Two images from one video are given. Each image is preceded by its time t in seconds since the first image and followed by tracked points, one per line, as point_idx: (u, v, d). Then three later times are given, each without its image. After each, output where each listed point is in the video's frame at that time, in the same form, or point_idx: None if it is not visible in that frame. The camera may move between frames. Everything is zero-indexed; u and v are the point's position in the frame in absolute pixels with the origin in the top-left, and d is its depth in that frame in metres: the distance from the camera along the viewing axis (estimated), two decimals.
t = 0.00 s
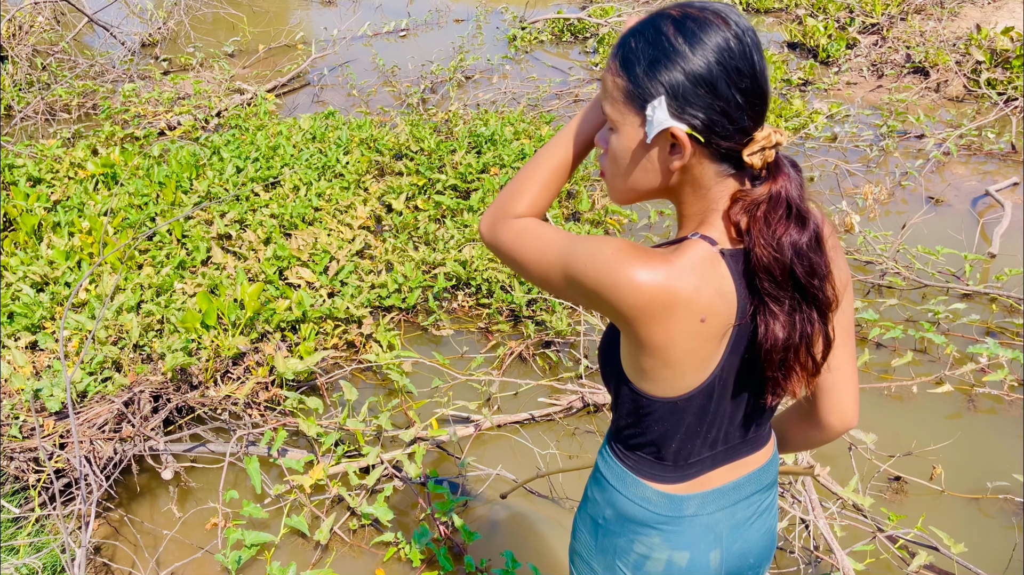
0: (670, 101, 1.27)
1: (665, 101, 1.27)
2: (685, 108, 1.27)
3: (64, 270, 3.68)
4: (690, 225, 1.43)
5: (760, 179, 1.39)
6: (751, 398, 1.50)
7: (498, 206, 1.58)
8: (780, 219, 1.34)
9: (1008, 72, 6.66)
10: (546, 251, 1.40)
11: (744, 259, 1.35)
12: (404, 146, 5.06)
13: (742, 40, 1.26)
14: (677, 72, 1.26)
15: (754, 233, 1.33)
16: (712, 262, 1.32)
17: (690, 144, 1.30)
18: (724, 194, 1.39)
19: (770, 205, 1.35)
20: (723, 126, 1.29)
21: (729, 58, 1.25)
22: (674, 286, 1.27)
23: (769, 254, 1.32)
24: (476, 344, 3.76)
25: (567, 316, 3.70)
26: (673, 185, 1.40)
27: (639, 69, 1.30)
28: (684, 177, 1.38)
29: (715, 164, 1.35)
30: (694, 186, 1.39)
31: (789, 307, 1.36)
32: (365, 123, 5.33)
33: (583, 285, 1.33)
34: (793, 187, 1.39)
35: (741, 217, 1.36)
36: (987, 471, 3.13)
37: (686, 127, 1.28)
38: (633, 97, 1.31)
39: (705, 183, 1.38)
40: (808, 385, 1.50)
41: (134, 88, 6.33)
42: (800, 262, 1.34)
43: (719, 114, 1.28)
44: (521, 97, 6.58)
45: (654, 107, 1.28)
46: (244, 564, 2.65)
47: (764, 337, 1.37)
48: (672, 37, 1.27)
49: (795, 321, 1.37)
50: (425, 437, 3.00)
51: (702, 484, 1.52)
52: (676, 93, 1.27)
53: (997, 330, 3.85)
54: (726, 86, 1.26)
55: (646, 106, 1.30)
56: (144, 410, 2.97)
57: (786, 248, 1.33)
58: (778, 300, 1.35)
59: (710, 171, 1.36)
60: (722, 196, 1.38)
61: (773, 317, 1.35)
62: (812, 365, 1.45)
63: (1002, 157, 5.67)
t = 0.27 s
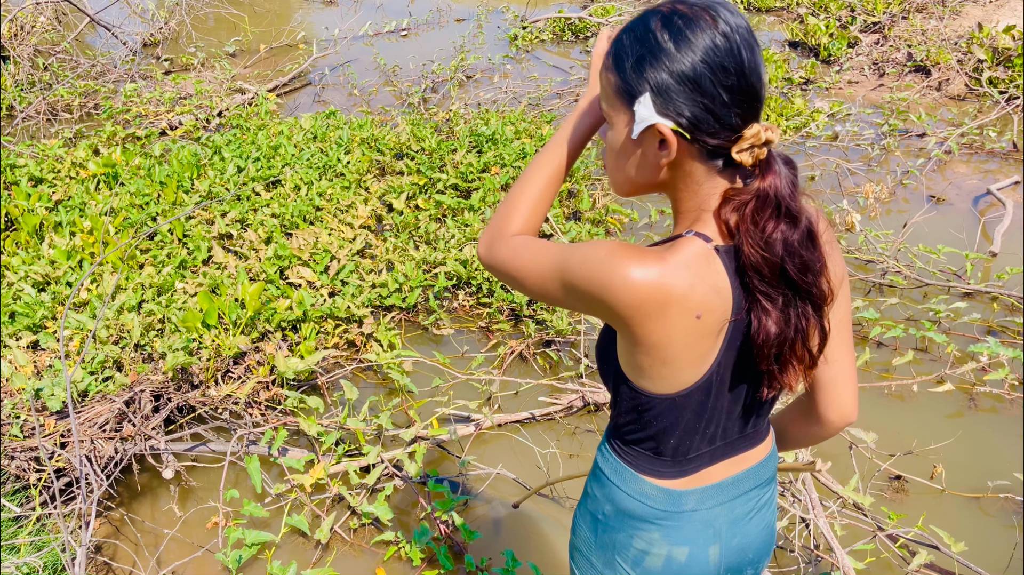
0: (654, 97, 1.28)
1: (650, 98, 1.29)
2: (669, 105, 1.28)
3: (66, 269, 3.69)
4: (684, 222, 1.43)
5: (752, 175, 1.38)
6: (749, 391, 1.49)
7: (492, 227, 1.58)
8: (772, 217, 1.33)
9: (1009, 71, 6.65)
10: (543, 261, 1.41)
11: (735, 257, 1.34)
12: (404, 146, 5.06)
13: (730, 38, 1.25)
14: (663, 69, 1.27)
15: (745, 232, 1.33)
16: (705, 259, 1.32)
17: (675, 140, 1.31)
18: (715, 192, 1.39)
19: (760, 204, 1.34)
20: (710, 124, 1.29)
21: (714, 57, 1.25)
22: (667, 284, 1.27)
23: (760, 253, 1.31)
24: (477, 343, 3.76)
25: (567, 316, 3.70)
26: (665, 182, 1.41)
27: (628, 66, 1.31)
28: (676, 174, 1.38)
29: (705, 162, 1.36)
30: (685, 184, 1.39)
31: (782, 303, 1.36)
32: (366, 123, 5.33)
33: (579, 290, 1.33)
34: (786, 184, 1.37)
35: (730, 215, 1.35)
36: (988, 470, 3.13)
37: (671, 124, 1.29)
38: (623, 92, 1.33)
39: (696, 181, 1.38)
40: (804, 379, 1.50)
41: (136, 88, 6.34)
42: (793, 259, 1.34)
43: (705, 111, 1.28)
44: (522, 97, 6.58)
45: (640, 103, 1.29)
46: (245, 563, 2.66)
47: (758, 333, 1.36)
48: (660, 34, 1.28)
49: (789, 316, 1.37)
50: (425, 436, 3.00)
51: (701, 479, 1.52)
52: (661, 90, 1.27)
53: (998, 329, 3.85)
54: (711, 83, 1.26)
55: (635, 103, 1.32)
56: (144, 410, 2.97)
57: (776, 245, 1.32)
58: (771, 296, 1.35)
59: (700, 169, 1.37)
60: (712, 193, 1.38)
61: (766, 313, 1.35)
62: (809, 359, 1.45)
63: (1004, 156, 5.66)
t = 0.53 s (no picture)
0: (647, 94, 1.30)
1: (643, 94, 1.30)
2: (660, 104, 1.29)
3: (67, 269, 3.69)
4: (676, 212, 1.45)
5: (742, 178, 1.37)
6: (747, 389, 1.49)
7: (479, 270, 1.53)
8: (758, 225, 1.32)
9: (1010, 70, 6.65)
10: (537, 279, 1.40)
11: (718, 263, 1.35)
12: (405, 146, 5.06)
13: (728, 43, 1.24)
14: (657, 67, 1.27)
15: (728, 239, 1.33)
16: (697, 259, 1.32)
17: (667, 138, 1.32)
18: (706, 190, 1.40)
19: (745, 212, 1.33)
20: (699, 127, 1.30)
21: (709, 61, 1.24)
22: (662, 282, 1.27)
23: (742, 259, 1.32)
24: (478, 343, 3.76)
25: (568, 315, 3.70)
26: (660, 177, 1.42)
27: (629, 59, 1.33)
28: (670, 168, 1.40)
29: (698, 161, 1.36)
30: (679, 180, 1.41)
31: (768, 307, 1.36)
32: (367, 122, 5.33)
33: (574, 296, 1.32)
34: (777, 191, 1.34)
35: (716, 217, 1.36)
36: (988, 469, 3.12)
37: (662, 121, 1.31)
38: (622, 84, 1.35)
39: (688, 177, 1.39)
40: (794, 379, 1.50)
41: (137, 88, 6.35)
42: (779, 265, 1.33)
43: (694, 114, 1.28)
44: (523, 96, 6.58)
45: (633, 99, 1.31)
46: (246, 562, 2.66)
47: (742, 336, 1.37)
48: (660, 32, 1.28)
49: (776, 318, 1.38)
50: (426, 436, 3.00)
51: (701, 478, 1.52)
52: (653, 88, 1.29)
53: (999, 328, 3.84)
54: (703, 87, 1.26)
55: (631, 97, 1.33)
56: (145, 410, 2.98)
57: (758, 254, 1.32)
58: (756, 300, 1.35)
59: (693, 166, 1.37)
60: (705, 192, 1.39)
61: (751, 317, 1.36)
62: (797, 361, 1.45)
63: (1005, 155, 5.66)
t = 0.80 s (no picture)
0: (648, 90, 1.30)
1: (644, 91, 1.30)
2: (661, 99, 1.29)
3: (66, 269, 3.69)
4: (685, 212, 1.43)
5: (748, 169, 1.36)
6: (745, 390, 1.49)
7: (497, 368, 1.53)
8: (762, 217, 1.32)
9: (1010, 69, 6.65)
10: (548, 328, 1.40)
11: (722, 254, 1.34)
12: (405, 145, 5.06)
13: (723, 35, 1.24)
14: (656, 64, 1.28)
15: (733, 232, 1.33)
16: (701, 255, 1.32)
17: (671, 133, 1.31)
18: (714, 186, 1.37)
19: (750, 203, 1.33)
20: (701, 119, 1.28)
21: (705, 54, 1.24)
22: (661, 282, 1.27)
23: (745, 250, 1.32)
24: (477, 342, 3.76)
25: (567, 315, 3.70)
26: (672, 175, 1.41)
27: (631, 60, 1.34)
28: (678, 166, 1.38)
29: (705, 156, 1.34)
30: (687, 178, 1.39)
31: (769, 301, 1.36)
32: (366, 122, 5.32)
33: (580, 322, 1.32)
34: (784, 185, 1.35)
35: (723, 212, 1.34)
36: (988, 468, 3.12)
37: (667, 116, 1.29)
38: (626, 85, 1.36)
39: (695, 173, 1.37)
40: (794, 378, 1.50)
41: (136, 88, 6.35)
42: (781, 258, 1.33)
43: (695, 106, 1.27)
44: (522, 96, 6.58)
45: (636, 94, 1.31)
46: (246, 562, 2.66)
47: (742, 330, 1.37)
48: (659, 28, 1.28)
49: (778, 313, 1.37)
50: (425, 436, 3.00)
51: (696, 479, 1.52)
52: (652, 83, 1.29)
53: (998, 328, 3.85)
54: (701, 79, 1.25)
55: (634, 95, 1.34)
56: (145, 409, 2.98)
57: (762, 246, 1.32)
58: (759, 294, 1.35)
59: (700, 162, 1.35)
60: (712, 187, 1.37)
61: (752, 310, 1.36)
62: (798, 359, 1.45)
63: (1004, 154, 5.66)
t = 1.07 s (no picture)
0: (654, 78, 1.32)
1: (650, 78, 1.32)
2: (663, 87, 1.31)
3: (64, 269, 3.69)
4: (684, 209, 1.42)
5: (743, 165, 1.32)
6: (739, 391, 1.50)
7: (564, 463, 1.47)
8: (750, 216, 1.29)
9: (1008, 69, 6.66)
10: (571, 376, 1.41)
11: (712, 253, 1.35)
12: (403, 145, 5.06)
13: (727, 29, 1.24)
14: (663, 54, 1.30)
15: (722, 231, 1.33)
16: (692, 254, 1.34)
17: (671, 121, 1.32)
18: (713, 182, 1.36)
19: (737, 203, 1.30)
20: (697, 109, 1.28)
21: (706, 46, 1.25)
22: (648, 279, 1.30)
23: (733, 249, 1.32)
24: (476, 342, 3.76)
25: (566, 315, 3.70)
26: (677, 171, 1.40)
27: (647, 49, 1.36)
28: (680, 160, 1.37)
29: (704, 151, 1.33)
30: (688, 174, 1.38)
31: (758, 301, 1.37)
32: (365, 121, 5.32)
33: (586, 341, 1.34)
34: (780, 184, 1.29)
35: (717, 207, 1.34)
36: (986, 468, 3.13)
37: (667, 104, 1.30)
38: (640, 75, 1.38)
39: (696, 169, 1.36)
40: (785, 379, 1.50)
41: (134, 87, 6.34)
42: (770, 259, 1.32)
43: (693, 96, 1.27)
44: (521, 95, 6.58)
45: (640, 81, 1.33)
46: (244, 562, 2.66)
47: (730, 328, 1.39)
48: (671, 20, 1.30)
49: (767, 314, 1.38)
50: (424, 435, 3.00)
51: (687, 480, 1.53)
52: (657, 70, 1.31)
53: (996, 327, 3.85)
54: (701, 69, 1.25)
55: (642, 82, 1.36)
56: (143, 409, 2.98)
57: (748, 245, 1.31)
58: (747, 293, 1.36)
59: (700, 157, 1.34)
60: (710, 183, 1.36)
61: (741, 309, 1.37)
62: (788, 361, 1.45)
63: (1002, 154, 5.66)
